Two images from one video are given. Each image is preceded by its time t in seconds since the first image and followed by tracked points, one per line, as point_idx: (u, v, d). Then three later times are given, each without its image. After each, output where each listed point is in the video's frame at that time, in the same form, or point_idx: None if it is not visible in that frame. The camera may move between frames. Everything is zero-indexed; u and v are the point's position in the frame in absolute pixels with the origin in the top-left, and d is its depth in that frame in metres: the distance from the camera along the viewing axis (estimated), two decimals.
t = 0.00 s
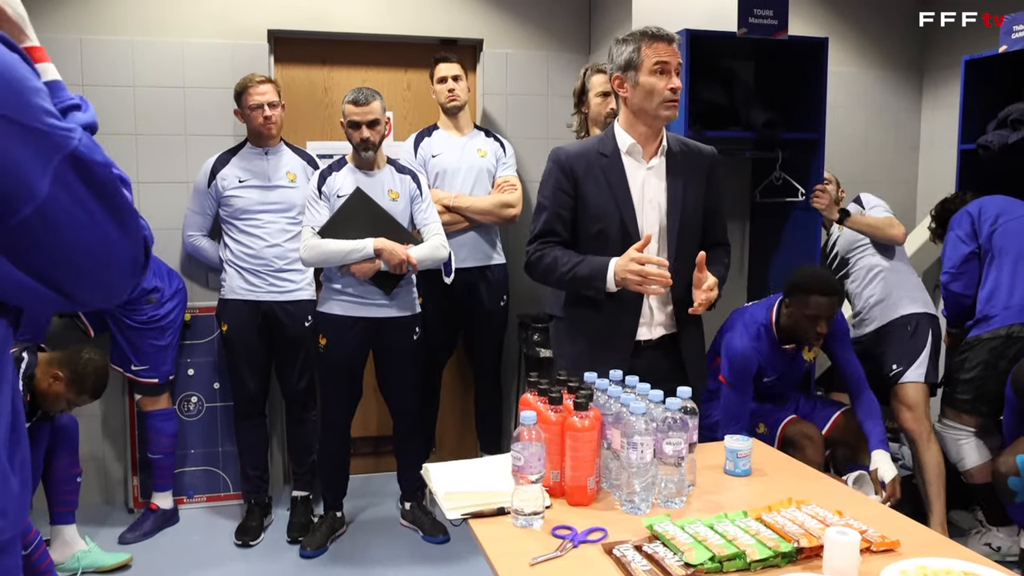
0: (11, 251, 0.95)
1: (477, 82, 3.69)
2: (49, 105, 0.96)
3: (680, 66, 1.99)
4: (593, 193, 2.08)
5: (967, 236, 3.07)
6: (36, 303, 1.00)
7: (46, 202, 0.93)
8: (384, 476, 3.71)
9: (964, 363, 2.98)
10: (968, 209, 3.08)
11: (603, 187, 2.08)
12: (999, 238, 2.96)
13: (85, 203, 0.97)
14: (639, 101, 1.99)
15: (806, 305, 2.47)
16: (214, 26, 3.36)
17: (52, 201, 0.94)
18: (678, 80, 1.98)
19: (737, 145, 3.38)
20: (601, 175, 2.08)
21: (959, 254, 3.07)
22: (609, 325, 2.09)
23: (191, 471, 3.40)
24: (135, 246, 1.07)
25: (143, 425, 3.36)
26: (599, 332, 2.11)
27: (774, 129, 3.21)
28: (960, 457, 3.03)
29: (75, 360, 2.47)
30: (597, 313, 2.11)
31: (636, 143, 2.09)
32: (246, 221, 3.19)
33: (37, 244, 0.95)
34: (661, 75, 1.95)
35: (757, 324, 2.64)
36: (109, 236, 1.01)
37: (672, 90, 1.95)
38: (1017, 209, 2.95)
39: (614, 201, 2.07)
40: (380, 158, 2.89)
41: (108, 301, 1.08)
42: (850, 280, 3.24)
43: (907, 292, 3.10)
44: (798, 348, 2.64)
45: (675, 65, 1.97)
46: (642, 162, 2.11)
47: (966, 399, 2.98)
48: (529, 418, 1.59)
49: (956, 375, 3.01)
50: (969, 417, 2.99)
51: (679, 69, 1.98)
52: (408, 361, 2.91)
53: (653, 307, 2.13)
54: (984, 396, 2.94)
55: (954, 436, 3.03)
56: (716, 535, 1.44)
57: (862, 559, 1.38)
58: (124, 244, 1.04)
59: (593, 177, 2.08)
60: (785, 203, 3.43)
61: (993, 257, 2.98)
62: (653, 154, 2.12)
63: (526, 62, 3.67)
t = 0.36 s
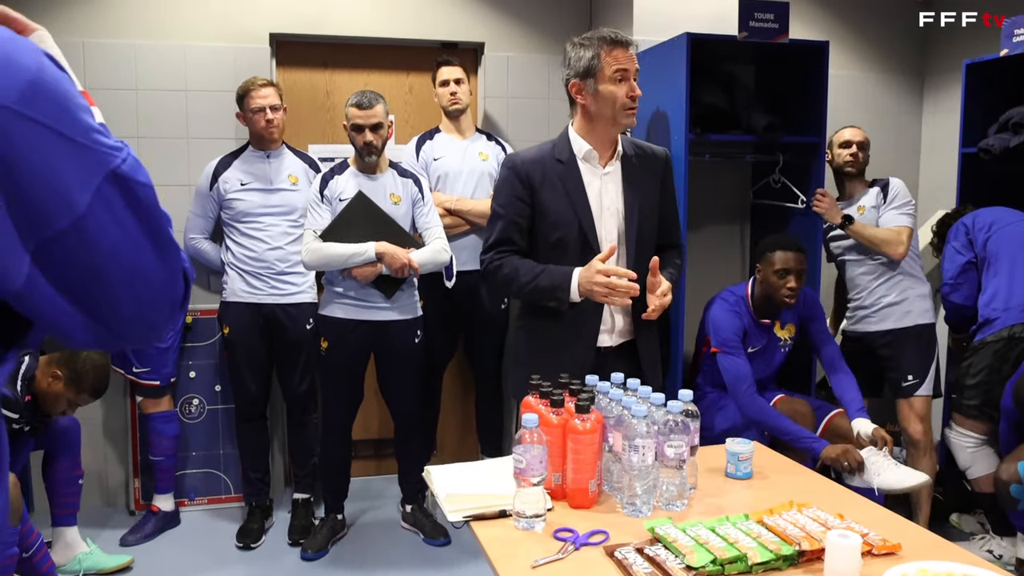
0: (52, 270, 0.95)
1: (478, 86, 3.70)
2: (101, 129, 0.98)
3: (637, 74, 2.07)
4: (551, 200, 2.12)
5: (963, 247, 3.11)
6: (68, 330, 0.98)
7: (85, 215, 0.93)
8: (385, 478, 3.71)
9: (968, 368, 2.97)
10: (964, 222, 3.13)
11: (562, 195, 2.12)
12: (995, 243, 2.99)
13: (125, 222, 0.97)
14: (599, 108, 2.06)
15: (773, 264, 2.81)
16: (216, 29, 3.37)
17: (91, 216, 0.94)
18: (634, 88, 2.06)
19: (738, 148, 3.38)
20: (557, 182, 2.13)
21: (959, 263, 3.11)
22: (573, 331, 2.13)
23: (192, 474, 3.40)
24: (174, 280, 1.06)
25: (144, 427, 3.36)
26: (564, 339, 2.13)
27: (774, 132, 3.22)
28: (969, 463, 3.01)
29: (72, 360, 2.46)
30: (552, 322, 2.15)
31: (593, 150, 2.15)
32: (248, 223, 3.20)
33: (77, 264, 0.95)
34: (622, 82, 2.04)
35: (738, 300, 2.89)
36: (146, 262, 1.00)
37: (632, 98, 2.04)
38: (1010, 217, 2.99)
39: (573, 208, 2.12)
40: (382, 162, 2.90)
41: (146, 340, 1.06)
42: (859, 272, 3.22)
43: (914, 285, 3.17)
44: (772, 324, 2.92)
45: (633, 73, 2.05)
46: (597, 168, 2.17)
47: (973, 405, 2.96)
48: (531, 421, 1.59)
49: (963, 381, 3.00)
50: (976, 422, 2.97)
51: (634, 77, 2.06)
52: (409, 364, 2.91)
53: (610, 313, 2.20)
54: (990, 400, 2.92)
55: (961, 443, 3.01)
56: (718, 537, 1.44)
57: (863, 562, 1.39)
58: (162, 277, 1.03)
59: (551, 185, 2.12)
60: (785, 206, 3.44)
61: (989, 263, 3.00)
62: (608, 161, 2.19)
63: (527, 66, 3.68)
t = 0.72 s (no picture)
0: (47, 246, 1.08)
1: (481, 87, 3.70)
2: (77, 110, 1.07)
3: (622, 80, 2.06)
4: (538, 206, 2.11)
5: (972, 244, 3.11)
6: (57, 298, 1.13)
7: (70, 203, 1.04)
8: (387, 479, 3.71)
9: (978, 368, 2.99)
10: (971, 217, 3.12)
11: (549, 201, 2.11)
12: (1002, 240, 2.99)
13: (108, 206, 1.08)
14: (586, 113, 2.05)
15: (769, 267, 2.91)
16: (219, 30, 3.38)
17: (77, 203, 1.04)
18: (619, 94, 2.05)
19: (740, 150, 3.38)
20: (543, 186, 2.11)
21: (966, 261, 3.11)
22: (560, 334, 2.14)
23: (194, 474, 3.41)
24: (154, 252, 1.19)
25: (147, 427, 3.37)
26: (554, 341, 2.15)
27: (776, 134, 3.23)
28: (974, 465, 3.03)
29: (70, 355, 2.45)
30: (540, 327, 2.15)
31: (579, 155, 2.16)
32: (250, 225, 3.21)
33: (61, 242, 1.07)
34: (610, 88, 2.03)
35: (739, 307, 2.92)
36: (128, 239, 1.12)
37: (619, 104, 2.04)
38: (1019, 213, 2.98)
39: (560, 214, 2.11)
40: (385, 164, 2.90)
41: (122, 299, 1.19)
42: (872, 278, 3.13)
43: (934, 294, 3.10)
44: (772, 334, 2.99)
45: (620, 80, 2.05)
46: (581, 172, 2.17)
47: (982, 407, 2.98)
48: (533, 422, 1.60)
49: (972, 383, 3.03)
50: (984, 423, 2.98)
51: (619, 83, 2.05)
52: (411, 365, 2.92)
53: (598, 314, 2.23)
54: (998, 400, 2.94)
55: (969, 444, 3.03)
56: (720, 539, 1.44)
57: (865, 564, 1.39)
58: (142, 251, 1.16)
59: (536, 191, 2.11)
60: (787, 208, 3.44)
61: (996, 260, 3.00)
62: (589, 163, 2.19)
63: (529, 68, 3.68)
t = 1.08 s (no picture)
0: None
1: (483, 87, 3.70)
2: None
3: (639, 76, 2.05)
4: (558, 204, 2.09)
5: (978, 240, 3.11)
6: None
7: None
8: (389, 479, 3.71)
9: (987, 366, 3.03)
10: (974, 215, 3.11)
11: (569, 199, 2.10)
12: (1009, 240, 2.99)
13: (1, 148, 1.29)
14: (600, 109, 2.04)
15: (796, 279, 2.87)
16: (222, 30, 3.38)
17: None
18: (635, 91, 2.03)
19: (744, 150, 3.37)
20: (563, 185, 2.10)
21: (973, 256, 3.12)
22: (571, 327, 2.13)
23: (197, 474, 3.41)
24: (59, 193, 1.39)
25: (150, 427, 3.37)
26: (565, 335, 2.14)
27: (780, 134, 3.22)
28: (984, 464, 3.06)
29: (55, 330, 2.35)
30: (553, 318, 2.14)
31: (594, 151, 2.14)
32: (252, 224, 3.20)
33: None
34: (624, 84, 2.01)
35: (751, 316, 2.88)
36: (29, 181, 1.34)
37: (633, 101, 2.03)
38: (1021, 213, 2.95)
39: (580, 212, 2.10)
40: (388, 163, 2.90)
41: (47, 238, 1.45)
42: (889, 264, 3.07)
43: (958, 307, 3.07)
44: (783, 336, 2.96)
45: (635, 76, 2.03)
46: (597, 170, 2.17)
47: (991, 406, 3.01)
48: (536, 421, 1.59)
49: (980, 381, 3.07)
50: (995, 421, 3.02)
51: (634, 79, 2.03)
52: (414, 365, 2.91)
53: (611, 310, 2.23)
54: (1009, 399, 2.98)
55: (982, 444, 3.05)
56: (723, 540, 1.44)
57: (869, 565, 1.38)
58: (42, 190, 1.36)
59: (557, 186, 2.09)
60: (790, 208, 3.43)
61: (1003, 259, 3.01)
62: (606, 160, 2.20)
63: (532, 68, 3.68)
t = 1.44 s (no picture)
0: None
1: (491, 92, 3.70)
2: None
3: (678, 75, 1.94)
4: (605, 200, 2.03)
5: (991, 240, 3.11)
6: None
7: None
8: (398, 484, 3.71)
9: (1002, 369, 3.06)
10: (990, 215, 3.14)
11: (618, 194, 2.03)
12: None
13: None
14: (636, 109, 1.96)
15: (803, 285, 2.83)
16: (230, 36, 3.39)
17: None
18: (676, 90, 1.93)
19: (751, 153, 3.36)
20: (610, 181, 2.03)
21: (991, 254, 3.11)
22: (616, 326, 2.05)
23: (207, 479, 3.42)
24: None
25: (160, 432, 3.38)
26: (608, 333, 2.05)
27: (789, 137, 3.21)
28: (1001, 467, 3.05)
29: (69, 329, 2.38)
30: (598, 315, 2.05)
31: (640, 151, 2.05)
32: (260, 230, 3.21)
33: None
34: (658, 83, 1.91)
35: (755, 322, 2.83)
36: None
37: (669, 99, 1.91)
38: None
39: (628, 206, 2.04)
40: (396, 169, 2.90)
41: None
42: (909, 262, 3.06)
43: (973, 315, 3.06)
44: (789, 341, 2.91)
45: (674, 75, 1.93)
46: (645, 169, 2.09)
47: (1008, 408, 3.03)
48: (546, 426, 1.59)
49: (994, 383, 3.08)
50: (1012, 424, 3.04)
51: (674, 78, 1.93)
52: (422, 370, 2.91)
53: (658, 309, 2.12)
54: None
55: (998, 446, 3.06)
56: (734, 545, 1.43)
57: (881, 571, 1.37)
58: None
59: (608, 180, 2.03)
60: (799, 211, 3.42)
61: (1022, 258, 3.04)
62: (652, 162, 2.13)
63: (539, 72, 3.68)
